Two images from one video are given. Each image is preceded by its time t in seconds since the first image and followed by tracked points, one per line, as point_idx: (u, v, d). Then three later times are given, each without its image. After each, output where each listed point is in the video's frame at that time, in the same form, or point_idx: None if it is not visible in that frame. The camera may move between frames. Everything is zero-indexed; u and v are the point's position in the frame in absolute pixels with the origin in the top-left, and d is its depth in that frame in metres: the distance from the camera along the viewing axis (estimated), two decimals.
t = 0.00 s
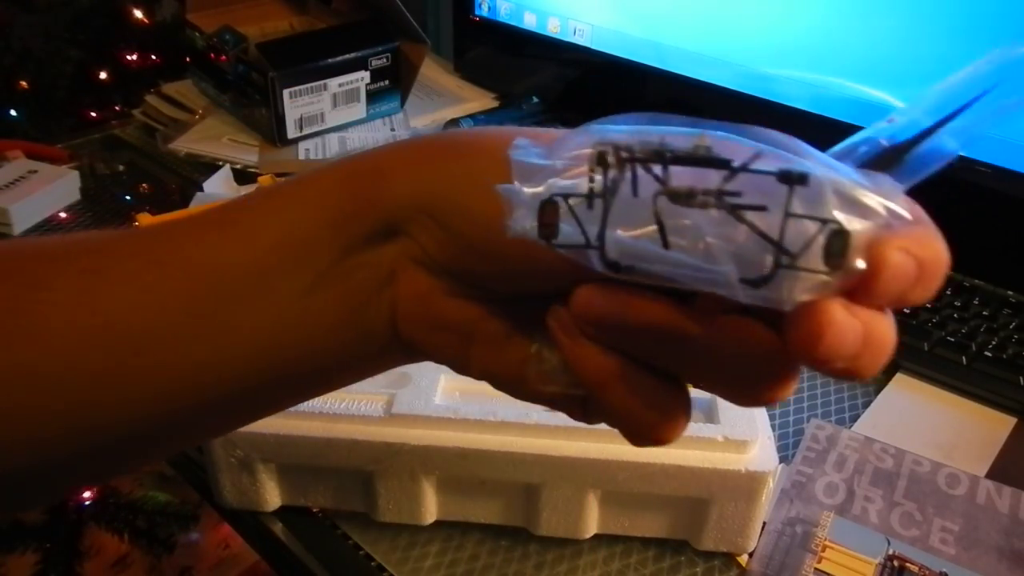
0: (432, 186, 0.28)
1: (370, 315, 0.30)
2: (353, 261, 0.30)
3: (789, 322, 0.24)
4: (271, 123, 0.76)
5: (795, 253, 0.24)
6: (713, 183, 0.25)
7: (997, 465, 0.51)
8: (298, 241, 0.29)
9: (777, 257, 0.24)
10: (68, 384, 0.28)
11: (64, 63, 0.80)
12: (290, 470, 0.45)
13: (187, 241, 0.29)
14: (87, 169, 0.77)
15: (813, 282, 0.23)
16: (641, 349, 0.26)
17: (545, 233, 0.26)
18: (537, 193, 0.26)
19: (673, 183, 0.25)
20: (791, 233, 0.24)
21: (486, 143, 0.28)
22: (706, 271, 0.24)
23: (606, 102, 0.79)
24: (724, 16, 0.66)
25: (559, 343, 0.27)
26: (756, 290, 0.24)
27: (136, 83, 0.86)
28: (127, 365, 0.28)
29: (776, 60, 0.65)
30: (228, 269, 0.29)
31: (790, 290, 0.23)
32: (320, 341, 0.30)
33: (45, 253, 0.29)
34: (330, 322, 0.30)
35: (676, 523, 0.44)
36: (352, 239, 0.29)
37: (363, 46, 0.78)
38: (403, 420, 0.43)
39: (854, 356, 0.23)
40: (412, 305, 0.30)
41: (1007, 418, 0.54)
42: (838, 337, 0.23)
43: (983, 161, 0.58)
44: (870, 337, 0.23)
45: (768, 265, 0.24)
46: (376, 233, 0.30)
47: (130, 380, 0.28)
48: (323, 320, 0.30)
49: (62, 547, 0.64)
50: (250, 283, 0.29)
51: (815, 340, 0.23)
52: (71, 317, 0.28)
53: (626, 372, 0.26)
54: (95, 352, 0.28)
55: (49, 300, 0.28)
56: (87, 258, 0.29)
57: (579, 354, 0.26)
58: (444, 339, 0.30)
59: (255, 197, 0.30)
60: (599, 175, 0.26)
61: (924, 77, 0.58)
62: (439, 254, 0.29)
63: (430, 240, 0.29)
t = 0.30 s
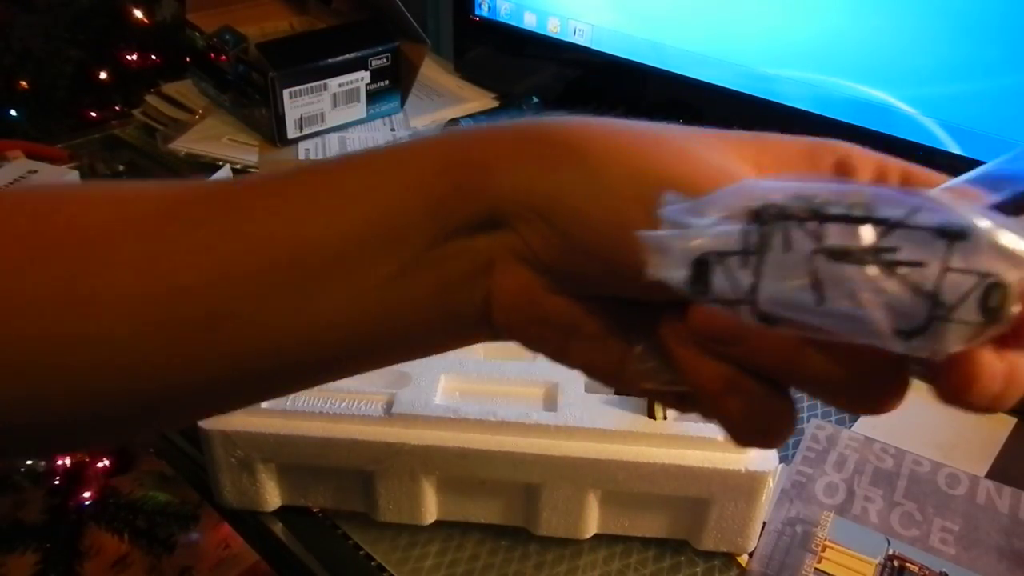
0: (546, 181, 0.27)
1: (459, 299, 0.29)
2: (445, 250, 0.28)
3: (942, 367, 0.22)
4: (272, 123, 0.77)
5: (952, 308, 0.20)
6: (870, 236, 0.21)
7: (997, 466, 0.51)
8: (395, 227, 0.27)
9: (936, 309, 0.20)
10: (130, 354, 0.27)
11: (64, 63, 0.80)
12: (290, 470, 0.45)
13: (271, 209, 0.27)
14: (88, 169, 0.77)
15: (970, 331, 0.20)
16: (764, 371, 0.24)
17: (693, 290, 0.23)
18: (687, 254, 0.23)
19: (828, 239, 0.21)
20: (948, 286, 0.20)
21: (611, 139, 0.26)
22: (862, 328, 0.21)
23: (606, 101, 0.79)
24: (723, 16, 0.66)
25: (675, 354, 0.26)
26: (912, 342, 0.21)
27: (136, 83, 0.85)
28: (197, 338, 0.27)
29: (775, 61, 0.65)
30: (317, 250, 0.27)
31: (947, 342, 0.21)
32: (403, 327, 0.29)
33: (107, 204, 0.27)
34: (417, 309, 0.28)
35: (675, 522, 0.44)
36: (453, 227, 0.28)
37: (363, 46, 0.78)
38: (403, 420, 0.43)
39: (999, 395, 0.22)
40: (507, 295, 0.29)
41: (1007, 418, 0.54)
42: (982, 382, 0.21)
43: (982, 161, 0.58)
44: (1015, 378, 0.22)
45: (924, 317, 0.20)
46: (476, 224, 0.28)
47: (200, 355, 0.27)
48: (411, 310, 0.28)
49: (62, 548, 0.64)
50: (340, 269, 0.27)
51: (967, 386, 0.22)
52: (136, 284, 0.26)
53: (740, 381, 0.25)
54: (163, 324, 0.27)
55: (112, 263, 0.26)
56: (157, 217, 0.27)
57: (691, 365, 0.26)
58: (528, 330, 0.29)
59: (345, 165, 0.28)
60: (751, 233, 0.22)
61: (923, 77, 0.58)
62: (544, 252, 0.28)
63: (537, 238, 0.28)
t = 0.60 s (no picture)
0: (558, 204, 0.28)
1: (477, 316, 0.30)
2: (464, 268, 0.29)
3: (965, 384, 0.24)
4: (272, 123, 0.77)
5: (976, 326, 0.22)
6: (888, 270, 0.22)
7: (998, 466, 0.51)
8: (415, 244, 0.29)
9: (958, 329, 0.22)
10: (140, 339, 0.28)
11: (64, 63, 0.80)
12: (290, 470, 0.45)
13: (296, 219, 0.29)
14: (88, 169, 0.77)
15: (992, 347, 0.22)
16: (780, 387, 0.26)
17: (732, 336, 0.25)
18: (724, 299, 0.25)
19: (853, 277, 0.23)
20: (968, 308, 0.22)
21: (632, 163, 0.27)
22: (892, 357, 0.23)
23: (606, 101, 0.79)
24: (724, 15, 0.66)
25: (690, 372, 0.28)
26: (938, 364, 0.22)
27: (137, 83, 0.86)
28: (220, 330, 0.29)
29: (775, 60, 0.65)
30: (342, 263, 0.29)
31: (971, 361, 0.22)
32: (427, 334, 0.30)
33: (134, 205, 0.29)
34: (440, 320, 0.30)
35: (675, 522, 0.44)
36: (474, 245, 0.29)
37: (363, 46, 0.78)
38: (403, 420, 0.43)
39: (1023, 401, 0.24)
40: (521, 312, 0.30)
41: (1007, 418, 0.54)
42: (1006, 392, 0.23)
43: (982, 161, 0.58)
44: None
45: (947, 339, 0.22)
46: (497, 243, 0.29)
47: (224, 358, 0.29)
48: (433, 320, 0.30)
49: (62, 548, 0.64)
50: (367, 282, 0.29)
51: (994, 396, 0.23)
52: (152, 294, 0.28)
53: (760, 396, 0.27)
54: (185, 318, 0.28)
55: (129, 253, 0.28)
56: (181, 222, 0.29)
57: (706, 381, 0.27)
58: (549, 344, 0.31)
59: (372, 176, 0.29)
60: (782, 279, 0.24)
61: (924, 77, 0.58)
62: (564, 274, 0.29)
63: (556, 259, 0.29)
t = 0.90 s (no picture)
0: (394, 197, 0.29)
1: (337, 322, 0.31)
2: (320, 271, 0.30)
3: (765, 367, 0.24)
4: (271, 123, 0.77)
5: (769, 301, 0.23)
6: (680, 241, 0.23)
7: (997, 466, 0.51)
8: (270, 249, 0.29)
9: (753, 305, 0.23)
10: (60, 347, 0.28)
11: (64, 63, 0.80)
12: (290, 470, 0.45)
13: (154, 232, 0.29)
14: (88, 169, 0.77)
15: (791, 324, 0.23)
16: (618, 378, 0.26)
17: (517, 306, 0.25)
18: (509, 270, 0.25)
19: (641, 248, 0.24)
20: (761, 281, 0.23)
21: (470, 157, 0.28)
22: (687, 329, 0.23)
23: (606, 101, 0.79)
24: (723, 15, 0.66)
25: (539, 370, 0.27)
26: (735, 341, 0.23)
27: (137, 83, 0.86)
28: (135, 336, 0.29)
29: (775, 61, 0.65)
30: (201, 273, 0.29)
31: (768, 336, 0.23)
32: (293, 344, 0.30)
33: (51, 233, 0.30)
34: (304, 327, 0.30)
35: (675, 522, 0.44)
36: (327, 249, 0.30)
37: (363, 46, 0.78)
38: (402, 420, 0.43)
39: (830, 390, 0.25)
40: (380, 315, 0.30)
41: (1007, 418, 0.54)
42: (814, 379, 0.24)
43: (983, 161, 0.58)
44: (845, 370, 0.25)
45: (744, 315, 0.23)
46: (347, 246, 0.30)
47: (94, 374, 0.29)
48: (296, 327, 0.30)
49: (62, 548, 0.64)
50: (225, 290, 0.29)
51: (795, 381, 0.24)
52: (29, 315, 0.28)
53: (600, 393, 0.27)
54: (61, 336, 0.28)
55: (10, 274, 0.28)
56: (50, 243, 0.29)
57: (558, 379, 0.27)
58: (407, 351, 0.30)
59: (237, 189, 0.30)
60: (566, 246, 0.24)
61: (924, 77, 0.58)
62: (403, 272, 0.29)
63: (395, 257, 0.29)
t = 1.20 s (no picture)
0: (352, 204, 0.30)
1: (294, 324, 0.33)
2: (280, 273, 0.32)
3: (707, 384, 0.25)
4: (271, 123, 0.77)
5: (712, 314, 0.23)
6: (626, 244, 0.24)
7: (997, 466, 0.51)
8: (237, 250, 0.31)
9: (695, 318, 0.23)
10: (39, 342, 0.30)
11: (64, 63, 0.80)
12: (290, 470, 0.45)
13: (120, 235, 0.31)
14: (87, 169, 0.77)
15: (733, 344, 0.24)
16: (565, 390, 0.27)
17: (457, 298, 0.25)
18: (455, 258, 0.25)
19: (584, 247, 0.24)
20: (703, 291, 0.23)
21: (428, 162, 0.30)
22: (629, 336, 0.24)
23: (605, 101, 0.79)
24: (722, 15, 0.66)
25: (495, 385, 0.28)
26: (674, 353, 0.24)
27: (137, 83, 0.86)
28: (98, 337, 0.31)
29: (775, 60, 0.65)
30: (170, 271, 0.31)
31: (709, 351, 0.24)
32: (254, 341, 0.32)
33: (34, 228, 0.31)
34: (265, 324, 0.32)
35: (675, 522, 0.44)
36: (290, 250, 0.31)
37: (363, 46, 0.78)
38: (402, 420, 0.43)
39: (773, 413, 0.25)
40: (336, 316, 0.32)
41: (1007, 418, 0.54)
42: (755, 400, 0.25)
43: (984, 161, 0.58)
44: (788, 396, 0.25)
45: (686, 327, 0.24)
46: (308, 247, 0.32)
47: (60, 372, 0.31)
48: (258, 324, 0.32)
49: (62, 549, 0.64)
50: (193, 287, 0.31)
51: (735, 399, 0.25)
52: None
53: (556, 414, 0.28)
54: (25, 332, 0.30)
55: None
56: (14, 241, 0.30)
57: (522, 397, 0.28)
58: (368, 357, 0.32)
59: (200, 194, 0.32)
60: (512, 242, 0.25)
61: (924, 77, 0.58)
62: (361, 275, 0.31)
63: (355, 260, 0.31)
